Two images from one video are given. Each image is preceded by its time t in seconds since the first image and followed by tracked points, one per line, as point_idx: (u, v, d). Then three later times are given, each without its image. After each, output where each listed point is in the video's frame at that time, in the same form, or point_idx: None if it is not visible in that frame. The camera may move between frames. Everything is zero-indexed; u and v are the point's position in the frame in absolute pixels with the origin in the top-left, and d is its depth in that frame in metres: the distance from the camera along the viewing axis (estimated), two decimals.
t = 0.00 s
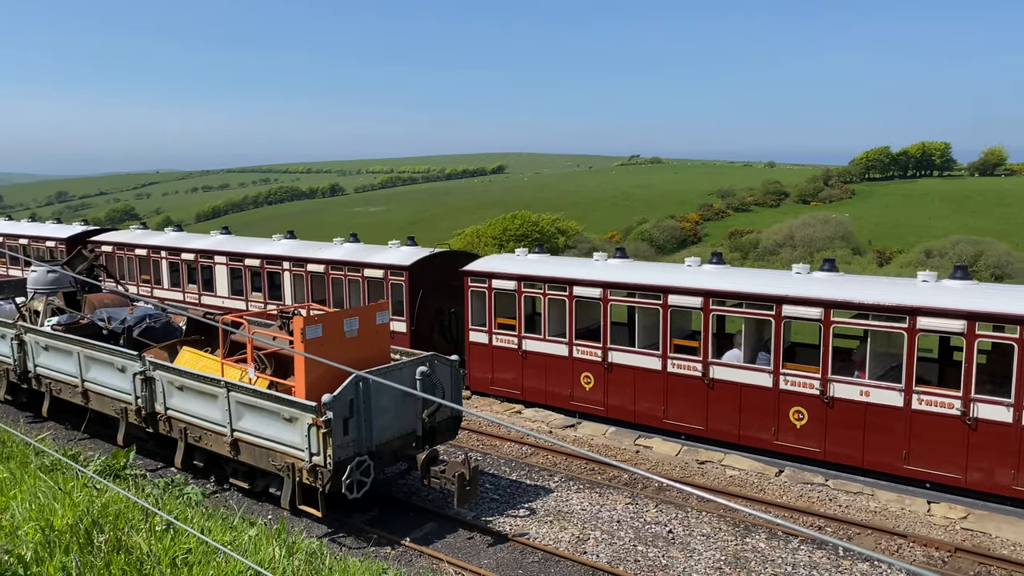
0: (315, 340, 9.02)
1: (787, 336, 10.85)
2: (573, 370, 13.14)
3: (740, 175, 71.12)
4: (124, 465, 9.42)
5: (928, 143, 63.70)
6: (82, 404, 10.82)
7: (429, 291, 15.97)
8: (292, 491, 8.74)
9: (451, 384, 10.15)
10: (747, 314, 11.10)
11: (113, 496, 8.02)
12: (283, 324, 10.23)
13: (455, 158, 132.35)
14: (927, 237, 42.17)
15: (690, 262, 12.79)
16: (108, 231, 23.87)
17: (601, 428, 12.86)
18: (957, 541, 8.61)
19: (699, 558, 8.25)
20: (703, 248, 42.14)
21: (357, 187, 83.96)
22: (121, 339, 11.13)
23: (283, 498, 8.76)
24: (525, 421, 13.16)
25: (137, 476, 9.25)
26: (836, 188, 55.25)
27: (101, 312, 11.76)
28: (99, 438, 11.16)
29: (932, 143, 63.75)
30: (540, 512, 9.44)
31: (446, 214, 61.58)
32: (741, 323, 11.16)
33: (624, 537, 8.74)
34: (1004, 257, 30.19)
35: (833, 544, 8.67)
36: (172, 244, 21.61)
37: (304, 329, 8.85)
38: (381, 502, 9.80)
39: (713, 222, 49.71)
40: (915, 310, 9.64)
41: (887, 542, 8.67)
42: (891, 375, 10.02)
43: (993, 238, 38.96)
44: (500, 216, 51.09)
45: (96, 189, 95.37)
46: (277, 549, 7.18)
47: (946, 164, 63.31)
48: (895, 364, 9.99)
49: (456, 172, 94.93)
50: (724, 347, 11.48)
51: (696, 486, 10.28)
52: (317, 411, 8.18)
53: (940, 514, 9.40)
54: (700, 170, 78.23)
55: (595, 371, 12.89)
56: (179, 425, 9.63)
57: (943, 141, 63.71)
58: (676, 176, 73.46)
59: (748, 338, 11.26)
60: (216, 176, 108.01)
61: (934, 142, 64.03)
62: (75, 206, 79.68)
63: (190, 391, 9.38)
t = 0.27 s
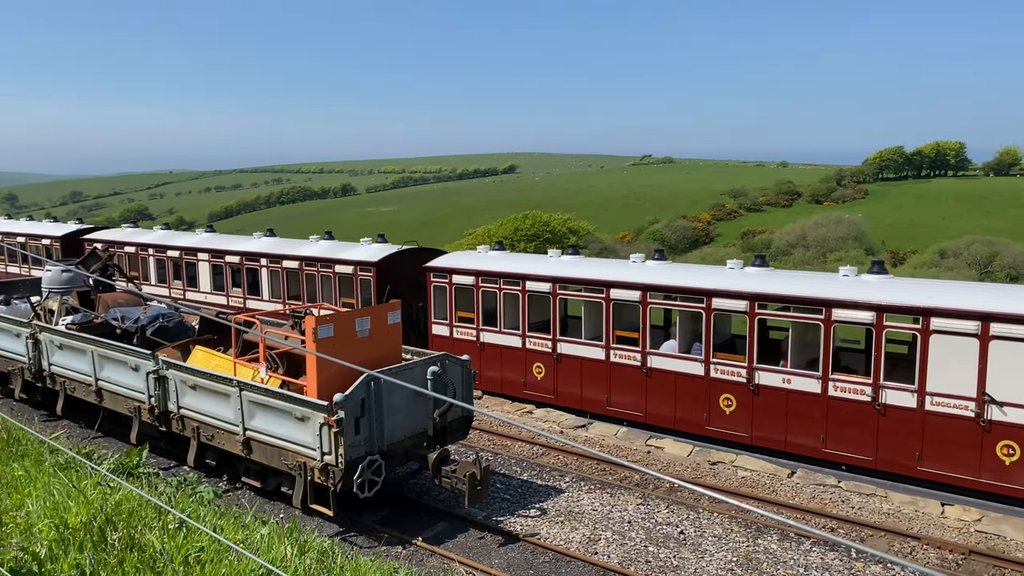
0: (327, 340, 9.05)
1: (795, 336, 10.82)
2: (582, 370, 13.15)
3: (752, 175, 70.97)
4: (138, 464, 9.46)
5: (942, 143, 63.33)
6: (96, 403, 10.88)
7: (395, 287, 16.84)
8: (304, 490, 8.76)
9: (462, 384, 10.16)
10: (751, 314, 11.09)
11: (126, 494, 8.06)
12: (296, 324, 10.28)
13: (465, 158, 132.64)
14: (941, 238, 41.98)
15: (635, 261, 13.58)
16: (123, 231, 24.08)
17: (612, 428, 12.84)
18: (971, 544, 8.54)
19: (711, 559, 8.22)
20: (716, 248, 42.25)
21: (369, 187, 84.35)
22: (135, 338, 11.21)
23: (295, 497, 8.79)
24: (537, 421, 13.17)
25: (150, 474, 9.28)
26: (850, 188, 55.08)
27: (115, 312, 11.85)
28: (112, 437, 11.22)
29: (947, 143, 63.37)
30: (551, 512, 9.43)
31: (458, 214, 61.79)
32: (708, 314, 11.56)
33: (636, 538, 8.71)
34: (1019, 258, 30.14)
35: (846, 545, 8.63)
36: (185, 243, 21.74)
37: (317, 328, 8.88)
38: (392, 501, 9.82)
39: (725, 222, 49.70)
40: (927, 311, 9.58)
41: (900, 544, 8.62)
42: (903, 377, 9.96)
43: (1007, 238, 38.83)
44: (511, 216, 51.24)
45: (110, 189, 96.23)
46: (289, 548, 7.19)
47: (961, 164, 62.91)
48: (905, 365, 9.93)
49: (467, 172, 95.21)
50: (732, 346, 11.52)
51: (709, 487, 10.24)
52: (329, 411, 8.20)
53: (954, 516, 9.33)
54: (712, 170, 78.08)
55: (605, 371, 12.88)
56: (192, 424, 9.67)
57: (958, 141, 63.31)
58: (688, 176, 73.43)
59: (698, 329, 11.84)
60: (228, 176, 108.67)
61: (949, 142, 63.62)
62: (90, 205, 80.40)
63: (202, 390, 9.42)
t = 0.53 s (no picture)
0: (337, 339, 9.07)
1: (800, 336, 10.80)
2: (589, 370, 13.15)
3: (761, 175, 70.83)
4: (149, 462, 9.50)
5: (954, 142, 62.96)
6: (108, 401, 10.94)
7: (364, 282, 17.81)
8: (314, 489, 8.78)
9: (471, 384, 10.17)
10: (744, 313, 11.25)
11: (138, 492, 8.09)
12: (305, 323, 10.33)
13: (474, 158, 132.93)
14: (953, 238, 41.77)
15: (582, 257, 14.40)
16: (134, 231, 24.22)
17: (621, 429, 12.83)
18: (983, 546, 8.49)
19: (720, 560, 8.20)
20: (726, 248, 42.32)
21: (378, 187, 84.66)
22: (146, 338, 11.27)
23: (305, 496, 8.80)
24: (545, 421, 13.17)
25: (161, 473, 9.32)
26: (860, 188, 54.87)
27: (127, 311, 11.92)
28: (123, 435, 11.28)
29: (959, 142, 63.00)
30: (560, 512, 9.43)
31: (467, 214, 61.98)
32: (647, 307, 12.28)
33: (645, 538, 8.70)
34: None
35: (856, 547, 8.59)
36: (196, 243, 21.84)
37: (326, 328, 8.89)
38: (401, 500, 9.83)
39: (735, 222, 49.66)
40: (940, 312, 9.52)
41: (911, 546, 8.57)
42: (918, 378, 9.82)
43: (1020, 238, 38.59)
44: (521, 215, 51.39)
45: (121, 189, 96.85)
46: (299, 547, 7.21)
47: (973, 163, 62.57)
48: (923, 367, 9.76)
49: (477, 172, 95.42)
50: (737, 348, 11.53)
51: (718, 488, 10.22)
52: (339, 410, 8.21)
53: (965, 518, 9.28)
54: (721, 170, 77.96)
55: (612, 371, 12.87)
56: (202, 423, 9.71)
57: (970, 140, 62.93)
58: (697, 176, 73.34)
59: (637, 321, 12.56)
60: (238, 176, 109.27)
61: (961, 142, 63.26)
62: (102, 205, 81.01)
63: (213, 389, 9.45)
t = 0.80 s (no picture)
0: (345, 339, 9.07)
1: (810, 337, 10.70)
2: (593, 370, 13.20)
3: (769, 174, 70.75)
4: (158, 461, 9.52)
5: (964, 142, 62.74)
6: (117, 401, 10.99)
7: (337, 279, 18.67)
8: (322, 489, 8.79)
9: (479, 384, 10.17)
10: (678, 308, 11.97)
11: (146, 491, 8.11)
12: (312, 323, 10.35)
13: (480, 158, 133.14)
14: (962, 238, 41.68)
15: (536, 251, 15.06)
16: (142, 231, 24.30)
17: (629, 429, 12.81)
18: (992, 547, 8.45)
19: (728, 561, 8.18)
20: (734, 248, 42.30)
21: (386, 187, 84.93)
22: (154, 337, 11.32)
23: (313, 495, 8.82)
24: (553, 421, 13.18)
25: (170, 472, 9.34)
26: (869, 188, 54.73)
27: (135, 310, 11.97)
28: (132, 434, 11.32)
29: (969, 142, 62.73)
30: (568, 512, 9.41)
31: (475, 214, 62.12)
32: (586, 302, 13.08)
33: (652, 538, 8.68)
34: None
35: (865, 548, 8.55)
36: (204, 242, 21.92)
37: (334, 328, 8.89)
38: (409, 500, 9.84)
39: (743, 222, 49.63)
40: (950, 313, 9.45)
41: (920, 547, 8.54)
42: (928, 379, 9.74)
43: None
44: (529, 216, 51.50)
45: (129, 190, 97.23)
46: (307, 546, 7.21)
47: (982, 163, 62.35)
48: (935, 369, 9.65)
49: (484, 172, 95.59)
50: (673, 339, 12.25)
51: (726, 488, 10.20)
52: (346, 410, 8.22)
53: (975, 520, 9.24)
54: (729, 170, 77.88)
55: (616, 370, 12.87)
56: (211, 422, 9.73)
57: (979, 139, 62.70)
58: (705, 176, 73.28)
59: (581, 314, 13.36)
60: (246, 176, 109.79)
61: (971, 142, 62.99)
62: (111, 205, 81.54)
63: (221, 389, 9.48)
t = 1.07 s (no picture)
0: (351, 339, 9.07)
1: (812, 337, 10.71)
2: (597, 370, 13.24)
3: (776, 174, 70.67)
4: (164, 461, 9.54)
5: (971, 142, 62.58)
6: (124, 400, 11.02)
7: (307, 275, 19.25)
8: (327, 488, 8.79)
9: (484, 384, 10.18)
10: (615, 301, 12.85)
11: (153, 491, 8.12)
12: (319, 323, 10.37)
13: (485, 158, 133.30)
14: (970, 238, 41.58)
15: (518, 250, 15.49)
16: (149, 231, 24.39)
17: (635, 430, 12.79)
18: (1000, 549, 8.42)
19: (734, 561, 8.16)
20: (740, 248, 42.30)
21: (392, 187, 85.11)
22: (162, 337, 11.36)
23: (319, 495, 8.82)
24: (559, 422, 13.18)
25: (177, 471, 9.36)
26: (876, 188, 54.66)
27: (142, 310, 12.01)
28: (139, 434, 11.36)
29: (976, 142, 62.57)
30: (574, 513, 9.41)
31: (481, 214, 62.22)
32: (533, 295, 14.00)
33: (658, 539, 8.67)
34: None
35: (871, 549, 8.52)
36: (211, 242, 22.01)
37: (340, 328, 8.90)
38: (414, 500, 9.84)
39: (749, 222, 49.61)
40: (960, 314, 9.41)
41: (926, 548, 8.51)
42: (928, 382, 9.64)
43: None
44: (535, 216, 51.59)
45: (135, 190, 97.52)
46: (313, 545, 7.22)
47: (990, 163, 62.13)
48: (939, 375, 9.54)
49: (490, 172, 95.73)
50: (612, 330, 13.20)
51: (732, 489, 10.18)
52: (352, 410, 8.21)
53: (982, 521, 9.21)
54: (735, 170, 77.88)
55: (620, 370, 12.96)
56: (218, 421, 9.76)
57: (987, 140, 62.51)
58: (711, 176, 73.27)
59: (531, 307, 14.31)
60: (253, 176, 110.09)
61: (978, 141, 62.84)
62: (118, 205, 81.85)
63: (228, 389, 9.50)
